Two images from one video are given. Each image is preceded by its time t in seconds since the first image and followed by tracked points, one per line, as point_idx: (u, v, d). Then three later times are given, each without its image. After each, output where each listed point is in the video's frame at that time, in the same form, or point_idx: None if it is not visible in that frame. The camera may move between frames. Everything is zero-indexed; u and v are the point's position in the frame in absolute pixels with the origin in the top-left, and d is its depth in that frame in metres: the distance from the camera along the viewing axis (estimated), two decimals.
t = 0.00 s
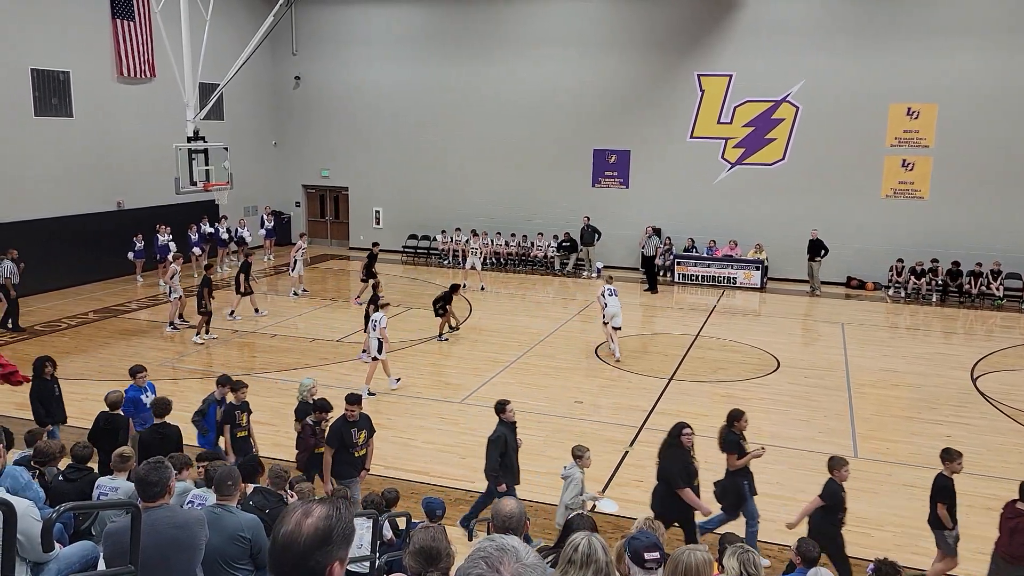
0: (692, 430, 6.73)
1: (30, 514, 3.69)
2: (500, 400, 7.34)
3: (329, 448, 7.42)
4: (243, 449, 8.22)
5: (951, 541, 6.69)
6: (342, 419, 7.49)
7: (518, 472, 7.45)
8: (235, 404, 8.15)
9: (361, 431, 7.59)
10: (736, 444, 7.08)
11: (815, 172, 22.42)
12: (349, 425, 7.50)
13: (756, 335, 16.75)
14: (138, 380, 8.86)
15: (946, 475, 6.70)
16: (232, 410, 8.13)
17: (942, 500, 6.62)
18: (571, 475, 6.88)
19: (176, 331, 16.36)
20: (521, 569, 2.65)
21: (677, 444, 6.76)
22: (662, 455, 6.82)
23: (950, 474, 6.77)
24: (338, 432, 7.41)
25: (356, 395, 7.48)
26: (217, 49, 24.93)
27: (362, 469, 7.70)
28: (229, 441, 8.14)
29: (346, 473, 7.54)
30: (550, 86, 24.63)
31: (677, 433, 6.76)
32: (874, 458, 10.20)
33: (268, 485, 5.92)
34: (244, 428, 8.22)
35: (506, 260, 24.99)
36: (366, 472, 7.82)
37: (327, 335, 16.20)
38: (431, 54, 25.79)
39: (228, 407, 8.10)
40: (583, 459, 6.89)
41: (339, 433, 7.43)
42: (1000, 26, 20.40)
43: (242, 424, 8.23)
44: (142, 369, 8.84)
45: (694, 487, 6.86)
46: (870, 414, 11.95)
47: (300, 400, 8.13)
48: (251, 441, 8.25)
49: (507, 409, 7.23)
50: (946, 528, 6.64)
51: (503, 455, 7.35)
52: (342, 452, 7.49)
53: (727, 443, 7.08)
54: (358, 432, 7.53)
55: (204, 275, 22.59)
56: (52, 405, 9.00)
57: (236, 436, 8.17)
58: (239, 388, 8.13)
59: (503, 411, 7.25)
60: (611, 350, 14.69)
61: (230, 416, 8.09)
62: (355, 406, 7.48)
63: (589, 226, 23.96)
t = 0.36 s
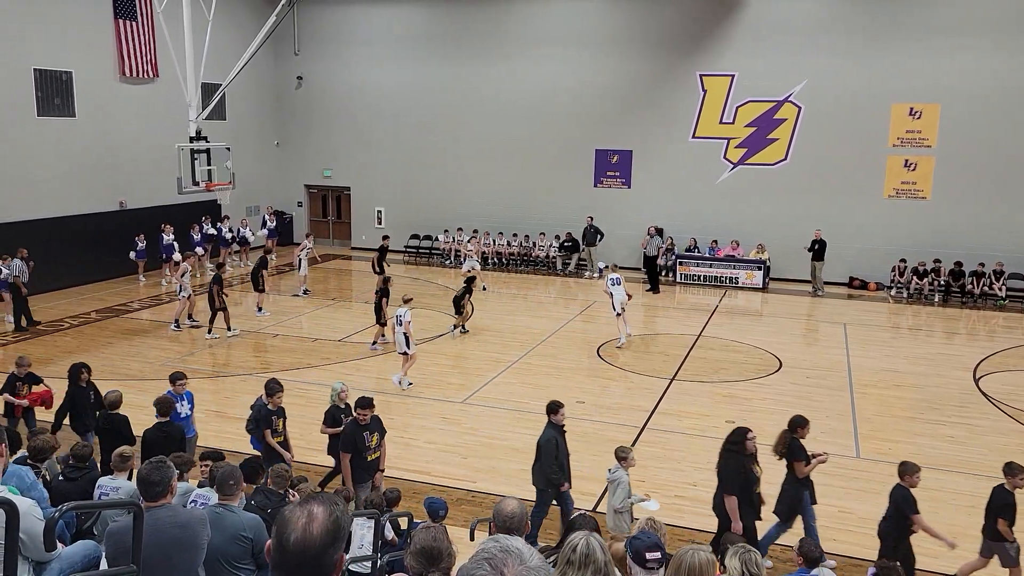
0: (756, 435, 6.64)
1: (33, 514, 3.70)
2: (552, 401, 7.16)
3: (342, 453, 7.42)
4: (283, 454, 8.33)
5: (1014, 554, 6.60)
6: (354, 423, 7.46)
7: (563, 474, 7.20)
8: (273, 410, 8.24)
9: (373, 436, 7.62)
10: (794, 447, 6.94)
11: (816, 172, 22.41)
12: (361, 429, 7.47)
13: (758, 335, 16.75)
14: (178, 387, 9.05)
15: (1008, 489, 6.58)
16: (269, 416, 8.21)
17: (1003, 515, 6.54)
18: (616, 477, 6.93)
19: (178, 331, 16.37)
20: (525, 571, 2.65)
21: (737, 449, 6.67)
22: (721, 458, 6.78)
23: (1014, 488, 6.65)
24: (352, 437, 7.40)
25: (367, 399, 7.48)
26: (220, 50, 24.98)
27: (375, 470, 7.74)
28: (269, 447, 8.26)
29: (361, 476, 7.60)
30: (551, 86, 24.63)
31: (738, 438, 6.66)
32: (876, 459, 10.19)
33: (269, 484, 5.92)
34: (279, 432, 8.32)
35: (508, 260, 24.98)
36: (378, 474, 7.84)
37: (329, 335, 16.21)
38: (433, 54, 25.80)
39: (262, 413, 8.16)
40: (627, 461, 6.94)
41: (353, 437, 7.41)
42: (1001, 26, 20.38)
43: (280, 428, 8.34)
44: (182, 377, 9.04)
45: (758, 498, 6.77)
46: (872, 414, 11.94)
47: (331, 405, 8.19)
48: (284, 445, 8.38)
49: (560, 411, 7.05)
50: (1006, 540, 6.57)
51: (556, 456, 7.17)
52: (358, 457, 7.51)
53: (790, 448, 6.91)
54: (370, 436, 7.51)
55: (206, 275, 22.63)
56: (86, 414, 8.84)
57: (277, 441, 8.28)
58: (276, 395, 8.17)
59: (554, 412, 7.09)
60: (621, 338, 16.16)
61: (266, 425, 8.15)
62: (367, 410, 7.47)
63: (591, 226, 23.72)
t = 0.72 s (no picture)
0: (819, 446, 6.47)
1: (33, 514, 3.74)
2: (601, 406, 7.13)
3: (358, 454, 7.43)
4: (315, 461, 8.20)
5: None
6: (371, 422, 7.47)
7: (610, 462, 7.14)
8: (306, 415, 8.07)
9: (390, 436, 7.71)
10: (855, 453, 6.77)
11: (817, 173, 22.40)
12: (376, 429, 7.49)
13: (759, 335, 16.75)
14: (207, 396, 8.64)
15: None
16: (302, 422, 8.04)
17: None
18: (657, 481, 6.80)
19: (179, 331, 16.38)
20: (527, 572, 2.65)
21: (802, 460, 6.50)
22: (785, 468, 6.62)
23: None
24: (366, 437, 7.41)
25: (384, 399, 7.41)
26: (221, 50, 24.98)
27: (390, 472, 7.71)
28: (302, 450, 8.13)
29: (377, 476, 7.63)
30: (552, 86, 24.61)
31: (803, 450, 6.47)
32: (877, 459, 10.18)
33: (269, 485, 5.93)
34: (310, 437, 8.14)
35: (509, 260, 24.97)
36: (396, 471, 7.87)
37: (330, 335, 16.21)
38: (432, 54, 25.81)
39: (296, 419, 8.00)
40: (667, 464, 6.85)
41: (369, 436, 7.41)
42: (1002, 26, 20.36)
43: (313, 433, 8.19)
44: (212, 386, 8.61)
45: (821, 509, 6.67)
46: (873, 414, 11.93)
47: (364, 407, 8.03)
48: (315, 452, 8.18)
49: (609, 416, 7.01)
50: None
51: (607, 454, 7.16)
52: (375, 458, 7.53)
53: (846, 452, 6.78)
54: (385, 436, 7.53)
55: (207, 275, 22.64)
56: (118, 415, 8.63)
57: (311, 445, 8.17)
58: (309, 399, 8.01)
59: (604, 418, 7.03)
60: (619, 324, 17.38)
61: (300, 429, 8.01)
62: (383, 410, 7.44)
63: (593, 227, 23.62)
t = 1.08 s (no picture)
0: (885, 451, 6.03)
1: (33, 514, 3.69)
2: (649, 416, 7.00)
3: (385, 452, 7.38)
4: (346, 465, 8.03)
5: None
6: (398, 420, 7.41)
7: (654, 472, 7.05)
8: (337, 420, 7.90)
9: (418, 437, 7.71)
10: (911, 461, 6.47)
11: (818, 173, 22.40)
12: (405, 426, 7.44)
13: (760, 335, 16.75)
14: (243, 398, 8.09)
15: None
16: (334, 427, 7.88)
17: None
18: (701, 482, 6.80)
19: (180, 330, 16.38)
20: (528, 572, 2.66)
21: (871, 470, 6.01)
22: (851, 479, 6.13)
23: None
24: (395, 434, 7.36)
25: (411, 395, 7.39)
26: (222, 50, 25.00)
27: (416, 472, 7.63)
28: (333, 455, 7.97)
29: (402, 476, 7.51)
30: (553, 86, 24.62)
31: (869, 459, 5.97)
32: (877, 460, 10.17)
33: (270, 484, 5.94)
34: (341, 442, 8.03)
35: (509, 260, 24.97)
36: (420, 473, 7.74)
37: (331, 334, 16.21)
38: (432, 54, 25.82)
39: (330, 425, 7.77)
40: (711, 465, 6.80)
41: (399, 436, 7.36)
42: (1003, 27, 20.35)
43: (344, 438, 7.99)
44: (246, 388, 8.03)
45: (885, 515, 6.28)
46: (873, 415, 11.94)
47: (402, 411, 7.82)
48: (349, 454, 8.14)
49: (658, 426, 6.85)
50: None
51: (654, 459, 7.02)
52: (401, 456, 7.44)
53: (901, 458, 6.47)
54: (412, 434, 7.48)
55: (209, 275, 22.65)
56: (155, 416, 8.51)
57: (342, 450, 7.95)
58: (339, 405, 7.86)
59: (652, 428, 6.92)
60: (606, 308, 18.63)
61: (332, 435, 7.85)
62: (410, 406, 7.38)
63: (596, 227, 23.85)
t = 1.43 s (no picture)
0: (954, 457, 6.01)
1: (34, 513, 3.59)
2: (698, 415, 7.08)
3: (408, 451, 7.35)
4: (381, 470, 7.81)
5: None
6: (421, 420, 7.38)
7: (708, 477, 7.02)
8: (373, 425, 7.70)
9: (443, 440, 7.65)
10: (970, 470, 6.29)
11: (819, 174, 22.39)
12: (429, 425, 7.40)
13: (760, 335, 16.76)
14: (285, 401, 7.91)
15: None
16: (370, 431, 7.67)
17: None
18: (753, 489, 6.77)
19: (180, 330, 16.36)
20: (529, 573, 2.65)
21: (945, 478, 5.87)
22: (917, 487, 5.98)
23: None
24: (417, 433, 7.33)
25: (435, 395, 7.37)
26: (223, 50, 25.01)
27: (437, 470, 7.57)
28: (371, 458, 7.76)
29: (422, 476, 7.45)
30: (554, 86, 24.61)
31: (943, 466, 5.88)
32: (878, 459, 10.18)
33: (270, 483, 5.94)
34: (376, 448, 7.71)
35: (510, 260, 24.97)
36: (445, 474, 7.70)
37: (332, 334, 16.20)
38: (433, 54, 25.82)
39: (366, 430, 7.63)
40: (763, 471, 6.82)
41: (422, 435, 7.33)
42: (1003, 27, 20.35)
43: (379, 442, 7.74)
44: (289, 391, 7.86)
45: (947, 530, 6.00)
46: (874, 415, 11.93)
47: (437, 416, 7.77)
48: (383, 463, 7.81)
49: (708, 424, 6.96)
50: None
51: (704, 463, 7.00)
52: (424, 455, 7.41)
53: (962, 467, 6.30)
54: (437, 433, 7.44)
55: (210, 275, 22.67)
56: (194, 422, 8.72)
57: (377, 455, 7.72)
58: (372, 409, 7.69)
59: (701, 426, 7.00)
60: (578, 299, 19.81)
61: (370, 438, 7.64)
62: (435, 406, 7.37)
63: (599, 227, 23.55)
